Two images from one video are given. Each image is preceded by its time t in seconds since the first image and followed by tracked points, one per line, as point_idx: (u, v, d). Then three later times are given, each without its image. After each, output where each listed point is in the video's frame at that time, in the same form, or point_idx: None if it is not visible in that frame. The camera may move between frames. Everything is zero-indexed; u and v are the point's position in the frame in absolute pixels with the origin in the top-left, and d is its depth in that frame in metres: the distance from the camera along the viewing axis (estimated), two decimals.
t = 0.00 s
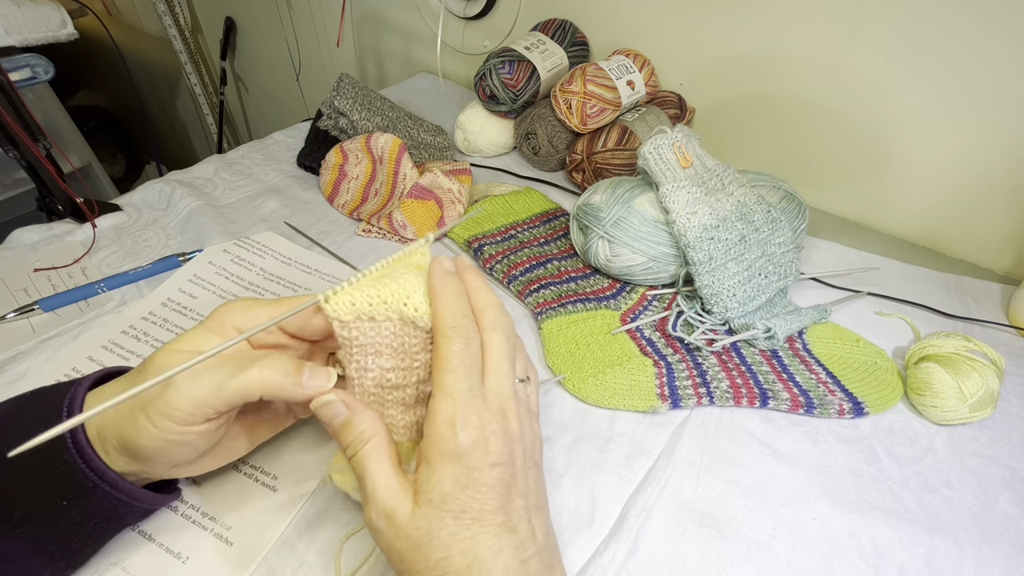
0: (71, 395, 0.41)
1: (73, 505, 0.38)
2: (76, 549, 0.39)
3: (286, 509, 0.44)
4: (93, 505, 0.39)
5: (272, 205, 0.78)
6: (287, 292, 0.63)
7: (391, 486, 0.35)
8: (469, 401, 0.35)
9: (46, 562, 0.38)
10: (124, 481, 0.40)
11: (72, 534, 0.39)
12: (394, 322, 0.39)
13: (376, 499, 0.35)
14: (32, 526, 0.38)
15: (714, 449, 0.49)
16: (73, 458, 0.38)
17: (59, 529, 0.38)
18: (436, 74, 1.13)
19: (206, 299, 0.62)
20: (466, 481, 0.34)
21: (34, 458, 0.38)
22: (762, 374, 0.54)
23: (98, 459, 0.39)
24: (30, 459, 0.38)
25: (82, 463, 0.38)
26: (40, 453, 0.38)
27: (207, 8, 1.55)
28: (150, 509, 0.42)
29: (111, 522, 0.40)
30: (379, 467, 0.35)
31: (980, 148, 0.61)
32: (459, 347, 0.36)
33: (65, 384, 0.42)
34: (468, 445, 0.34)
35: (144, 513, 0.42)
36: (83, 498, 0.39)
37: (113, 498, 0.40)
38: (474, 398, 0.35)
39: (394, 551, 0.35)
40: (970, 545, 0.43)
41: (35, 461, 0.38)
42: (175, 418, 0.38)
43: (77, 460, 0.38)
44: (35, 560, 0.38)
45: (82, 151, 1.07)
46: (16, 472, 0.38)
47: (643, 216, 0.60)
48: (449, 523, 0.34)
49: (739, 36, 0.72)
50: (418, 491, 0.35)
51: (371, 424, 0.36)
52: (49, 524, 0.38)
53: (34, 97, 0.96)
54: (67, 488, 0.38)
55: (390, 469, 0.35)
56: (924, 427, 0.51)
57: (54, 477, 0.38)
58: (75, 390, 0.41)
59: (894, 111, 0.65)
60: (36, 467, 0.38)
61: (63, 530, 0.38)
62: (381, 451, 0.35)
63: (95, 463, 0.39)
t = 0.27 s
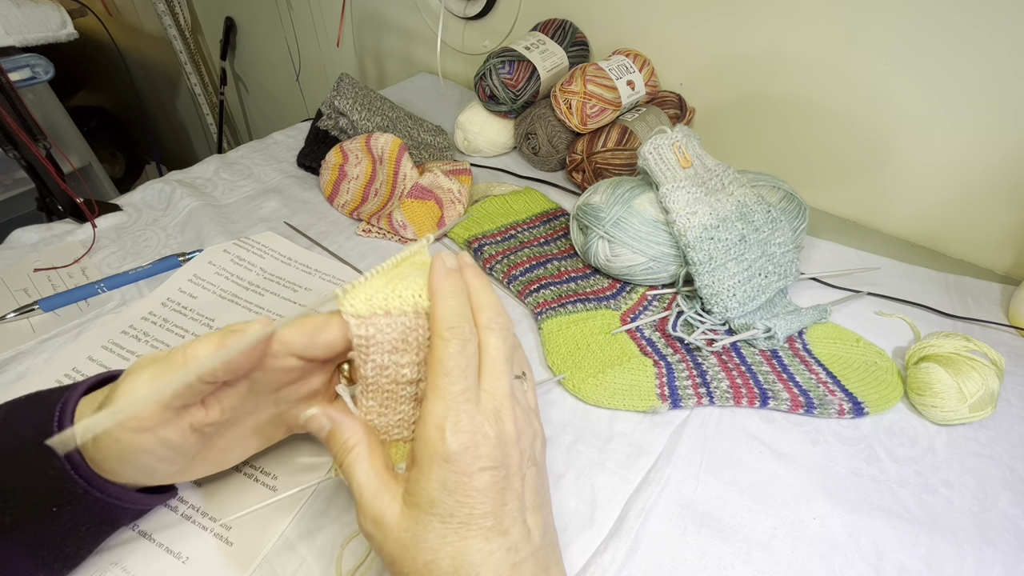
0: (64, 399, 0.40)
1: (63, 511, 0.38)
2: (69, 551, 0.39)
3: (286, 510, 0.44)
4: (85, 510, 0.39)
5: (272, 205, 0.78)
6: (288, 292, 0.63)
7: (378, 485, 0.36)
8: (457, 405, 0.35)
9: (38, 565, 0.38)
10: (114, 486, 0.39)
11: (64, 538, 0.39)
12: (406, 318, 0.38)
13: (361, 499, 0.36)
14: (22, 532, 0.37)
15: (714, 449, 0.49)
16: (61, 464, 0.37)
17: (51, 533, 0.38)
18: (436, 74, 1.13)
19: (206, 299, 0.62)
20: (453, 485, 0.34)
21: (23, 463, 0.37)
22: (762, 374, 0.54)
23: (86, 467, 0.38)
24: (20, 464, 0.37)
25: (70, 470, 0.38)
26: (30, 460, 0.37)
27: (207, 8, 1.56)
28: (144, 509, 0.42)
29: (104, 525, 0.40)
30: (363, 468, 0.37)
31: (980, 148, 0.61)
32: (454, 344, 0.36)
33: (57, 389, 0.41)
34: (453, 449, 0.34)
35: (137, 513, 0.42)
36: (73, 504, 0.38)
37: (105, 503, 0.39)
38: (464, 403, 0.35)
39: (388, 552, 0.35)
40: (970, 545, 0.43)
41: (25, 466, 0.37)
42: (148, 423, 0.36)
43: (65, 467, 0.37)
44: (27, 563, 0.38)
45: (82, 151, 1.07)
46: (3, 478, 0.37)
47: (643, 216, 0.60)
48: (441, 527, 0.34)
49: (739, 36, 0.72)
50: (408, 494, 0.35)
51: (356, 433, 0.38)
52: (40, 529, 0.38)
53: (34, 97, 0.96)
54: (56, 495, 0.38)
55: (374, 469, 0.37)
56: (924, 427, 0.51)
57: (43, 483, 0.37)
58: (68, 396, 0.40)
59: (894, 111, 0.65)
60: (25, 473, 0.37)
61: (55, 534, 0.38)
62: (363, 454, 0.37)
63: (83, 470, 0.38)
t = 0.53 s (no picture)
0: (68, 405, 0.41)
1: (60, 517, 0.38)
2: (65, 558, 0.39)
3: (285, 509, 0.44)
4: (81, 517, 0.39)
5: (272, 205, 0.78)
6: (288, 292, 0.63)
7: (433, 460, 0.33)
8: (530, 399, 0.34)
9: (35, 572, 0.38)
10: (114, 493, 0.40)
11: (62, 543, 0.39)
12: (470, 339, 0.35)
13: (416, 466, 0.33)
14: (20, 538, 0.38)
15: (714, 449, 0.49)
16: (62, 469, 0.38)
17: (47, 541, 0.38)
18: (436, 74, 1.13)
19: (206, 299, 0.62)
20: (514, 466, 0.34)
21: (23, 467, 0.38)
22: (762, 374, 0.54)
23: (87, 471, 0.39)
24: (21, 469, 0.38)
25: (70, 476, 0.38)
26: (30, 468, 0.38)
27: (207, 8, 1.55)
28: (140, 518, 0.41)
29: (100, 532, 0.40)
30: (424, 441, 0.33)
31: (980, 149, 0.61)
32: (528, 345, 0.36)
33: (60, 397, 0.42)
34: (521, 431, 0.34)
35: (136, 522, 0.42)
36: (70, 510, 0.39)
37: (101, 510, 0.39)
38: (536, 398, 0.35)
39: (420, 530, 0.33)
40: (970, 545, 0.43)
41: (25, 470, 0.38)
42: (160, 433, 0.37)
43: (65, 472, 0.38)
44: (24, 568, 0.38)
45: (82, 151, 1.07)
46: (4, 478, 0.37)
47: (643, 216, 0.60)
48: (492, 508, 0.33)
49: (740, 36, 0.72)
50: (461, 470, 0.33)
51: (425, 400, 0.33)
52: (36, 535, 0.38)
53: (34, 97, 0.96)
54: (54, 500, 0.38)
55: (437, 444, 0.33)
56: (924, 427, 0.51)
57: (42, 487, 0.38)
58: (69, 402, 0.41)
59: (894, 111, 0.65)
60: (25, 476, 0.38)
61: (51, 541, 0.38)
62: (428, 426, 0.33)
63: (83, 477, 0.39)
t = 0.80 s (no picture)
0: (74, 391, 0.42)
1: (75, 504, 0.38)
2: (77, 548, 0.39)
3: (284, 511, 0.44)
4: (96, 504, 0.39)
5: (272, 205, 0.78)
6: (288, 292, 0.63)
7: (475, 458, 0.32)
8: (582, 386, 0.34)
9: (46, 561, 0.38)
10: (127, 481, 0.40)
11: (74, 533, 0.39)
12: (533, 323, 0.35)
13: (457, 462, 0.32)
14: (34, 525, 0.38)
15: (714, 449, 0.49)
16: (76, 455, 0.38)
17: (61, 528, 0.38)
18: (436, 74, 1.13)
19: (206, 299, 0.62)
20: (562, 474, 0.33)
21: (37, 456, 0.38)
22: (762, 374, 0.54)
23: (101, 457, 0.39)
24: (32, 459, 0.38)
25: (85, 462, 0.38)
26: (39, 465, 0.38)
27: (207, 7, 1.55)
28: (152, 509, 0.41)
29: (112, 522, 0.40)
30: (465, 438, 0.32)
31: (980, 148, 0.61)
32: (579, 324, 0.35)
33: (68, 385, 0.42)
34: (574, 438, 0.33)
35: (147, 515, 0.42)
36: (84, 497, 0.38)
37: (116, 496, 0.39)
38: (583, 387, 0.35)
39: (446, 518, 0.33)
40: (970, 545, 0.43)
41: (38, 459, 0.38)
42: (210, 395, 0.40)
43: (80, 459, 0.38)
44: (35, 557, 0.38)
45: (82, 152, 1.07)
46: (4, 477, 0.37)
47: (643, 216, 0.60)
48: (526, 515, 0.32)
49: (740, 36, 0.72)
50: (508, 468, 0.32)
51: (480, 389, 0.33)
52: (50, 523, 0.38)
53: (34, 97, 0.96)
54: (69, 487, 0.38)
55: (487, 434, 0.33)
56: (924, 427, 0.51)
57: (57, 474, 0.38)
58: (76, 391, 0.42)
59: (894, 111, 0.65)
60: (40, 464, 0.38)
61: (64, 529, 0.38)
62: (481, 417, 0.33)
63: (98, 463, 0.39)
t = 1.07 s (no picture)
0: (79, 395, 0.41)
1: (80, 505, 0.39)
2: (81, 550, 0.39)
3: (285, 511, 0.44)
4: (100, 506, 0.39)
5: (272, 205, 0.78)
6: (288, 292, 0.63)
7: (500, 450, 0.35)
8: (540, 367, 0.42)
9: (51, 563, 0.39)
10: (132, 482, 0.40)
11: (79, 534, 0.39)
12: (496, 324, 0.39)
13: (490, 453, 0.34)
14: (40, 526, 0.38)
15: (714, 449, 0.49)
16: (82, 457, 0.39)
17: (65, 529, 0.39)
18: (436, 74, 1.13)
19: (206, 299, 0.62)
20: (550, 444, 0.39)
21: (44, 457, 0.39)
22: (762, 374, 0.54)
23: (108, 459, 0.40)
24: (39, 461, 0.39)
25: (91, 463, 0.39)
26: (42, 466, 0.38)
27: (207, 7, 1.55)
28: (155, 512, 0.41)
29: (116, 524, 0.40)
30: (489, 433, 0.34)
31: (980, 148, 0.61)
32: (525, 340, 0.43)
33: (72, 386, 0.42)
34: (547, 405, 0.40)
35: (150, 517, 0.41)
36: (90, 498, 0.39)
37: (120, 498, 0.40)
38: (536, 371, 0.42)
39: (478, 509, 0.34)
40: (970, 545, 0.43)
41: (45, 460, 0.39)
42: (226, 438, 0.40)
43: (86, 460, 0.39)
44: (39, 558, 0.38)
45: (82, 151, 1.07)
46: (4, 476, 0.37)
47: (643, 216, 0.60)
48: (544, 478, 0.37)
49: (740, 37, 0.72)
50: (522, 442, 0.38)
51: (486, 386, 0.36)
52: (56, 524, 0.38)
53: (34, 97, 0.96)
54: (75, 488, 0.39)
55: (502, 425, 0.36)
56: (924, 427, 0.51)
57: (64, 475, 0.39)
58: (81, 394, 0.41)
59: (895, 111, 0.65)
60: (46, 465, 0.39)
61: (69, 531, 0.39)
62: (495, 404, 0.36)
63: (104, 463, 0.39)
